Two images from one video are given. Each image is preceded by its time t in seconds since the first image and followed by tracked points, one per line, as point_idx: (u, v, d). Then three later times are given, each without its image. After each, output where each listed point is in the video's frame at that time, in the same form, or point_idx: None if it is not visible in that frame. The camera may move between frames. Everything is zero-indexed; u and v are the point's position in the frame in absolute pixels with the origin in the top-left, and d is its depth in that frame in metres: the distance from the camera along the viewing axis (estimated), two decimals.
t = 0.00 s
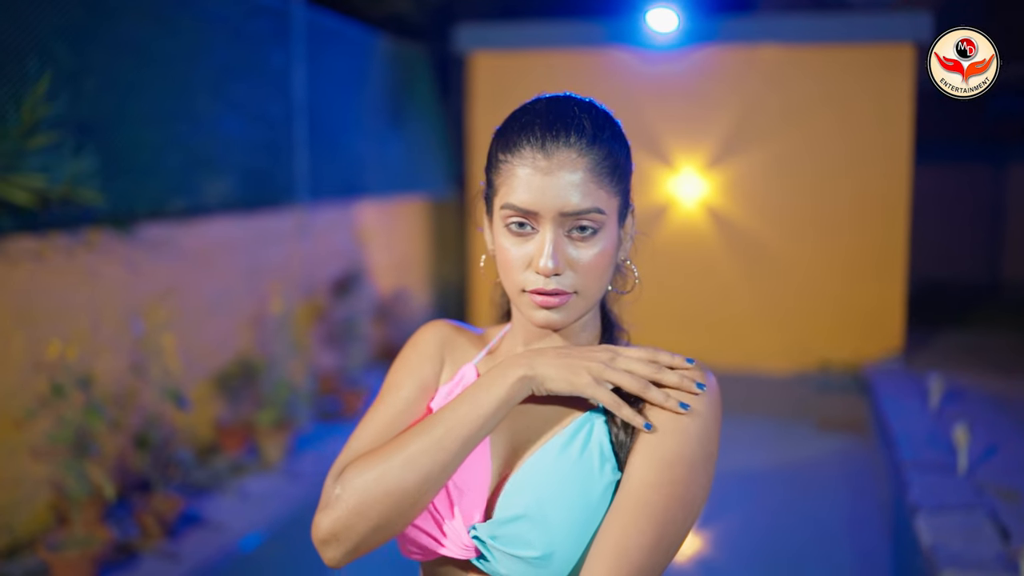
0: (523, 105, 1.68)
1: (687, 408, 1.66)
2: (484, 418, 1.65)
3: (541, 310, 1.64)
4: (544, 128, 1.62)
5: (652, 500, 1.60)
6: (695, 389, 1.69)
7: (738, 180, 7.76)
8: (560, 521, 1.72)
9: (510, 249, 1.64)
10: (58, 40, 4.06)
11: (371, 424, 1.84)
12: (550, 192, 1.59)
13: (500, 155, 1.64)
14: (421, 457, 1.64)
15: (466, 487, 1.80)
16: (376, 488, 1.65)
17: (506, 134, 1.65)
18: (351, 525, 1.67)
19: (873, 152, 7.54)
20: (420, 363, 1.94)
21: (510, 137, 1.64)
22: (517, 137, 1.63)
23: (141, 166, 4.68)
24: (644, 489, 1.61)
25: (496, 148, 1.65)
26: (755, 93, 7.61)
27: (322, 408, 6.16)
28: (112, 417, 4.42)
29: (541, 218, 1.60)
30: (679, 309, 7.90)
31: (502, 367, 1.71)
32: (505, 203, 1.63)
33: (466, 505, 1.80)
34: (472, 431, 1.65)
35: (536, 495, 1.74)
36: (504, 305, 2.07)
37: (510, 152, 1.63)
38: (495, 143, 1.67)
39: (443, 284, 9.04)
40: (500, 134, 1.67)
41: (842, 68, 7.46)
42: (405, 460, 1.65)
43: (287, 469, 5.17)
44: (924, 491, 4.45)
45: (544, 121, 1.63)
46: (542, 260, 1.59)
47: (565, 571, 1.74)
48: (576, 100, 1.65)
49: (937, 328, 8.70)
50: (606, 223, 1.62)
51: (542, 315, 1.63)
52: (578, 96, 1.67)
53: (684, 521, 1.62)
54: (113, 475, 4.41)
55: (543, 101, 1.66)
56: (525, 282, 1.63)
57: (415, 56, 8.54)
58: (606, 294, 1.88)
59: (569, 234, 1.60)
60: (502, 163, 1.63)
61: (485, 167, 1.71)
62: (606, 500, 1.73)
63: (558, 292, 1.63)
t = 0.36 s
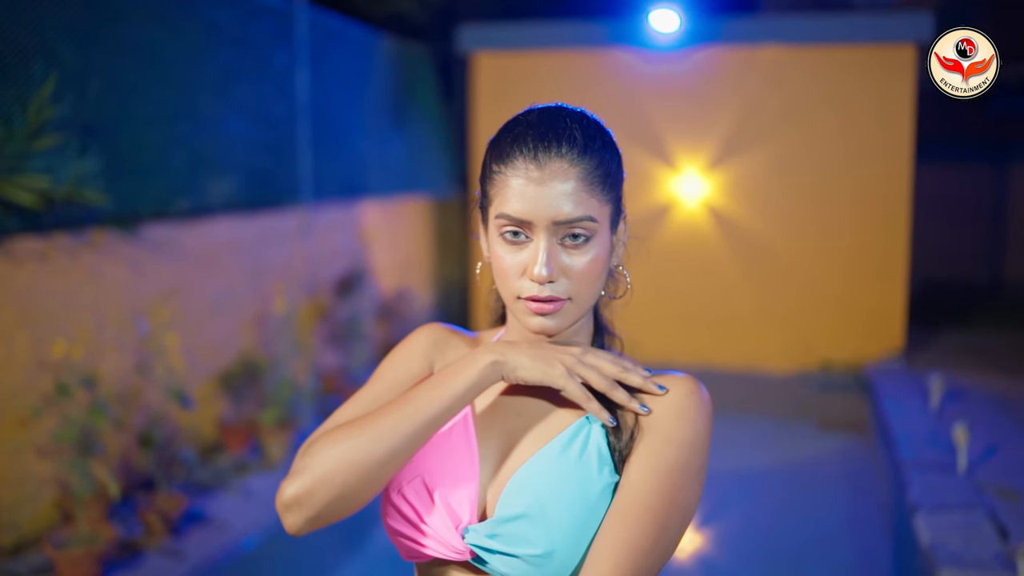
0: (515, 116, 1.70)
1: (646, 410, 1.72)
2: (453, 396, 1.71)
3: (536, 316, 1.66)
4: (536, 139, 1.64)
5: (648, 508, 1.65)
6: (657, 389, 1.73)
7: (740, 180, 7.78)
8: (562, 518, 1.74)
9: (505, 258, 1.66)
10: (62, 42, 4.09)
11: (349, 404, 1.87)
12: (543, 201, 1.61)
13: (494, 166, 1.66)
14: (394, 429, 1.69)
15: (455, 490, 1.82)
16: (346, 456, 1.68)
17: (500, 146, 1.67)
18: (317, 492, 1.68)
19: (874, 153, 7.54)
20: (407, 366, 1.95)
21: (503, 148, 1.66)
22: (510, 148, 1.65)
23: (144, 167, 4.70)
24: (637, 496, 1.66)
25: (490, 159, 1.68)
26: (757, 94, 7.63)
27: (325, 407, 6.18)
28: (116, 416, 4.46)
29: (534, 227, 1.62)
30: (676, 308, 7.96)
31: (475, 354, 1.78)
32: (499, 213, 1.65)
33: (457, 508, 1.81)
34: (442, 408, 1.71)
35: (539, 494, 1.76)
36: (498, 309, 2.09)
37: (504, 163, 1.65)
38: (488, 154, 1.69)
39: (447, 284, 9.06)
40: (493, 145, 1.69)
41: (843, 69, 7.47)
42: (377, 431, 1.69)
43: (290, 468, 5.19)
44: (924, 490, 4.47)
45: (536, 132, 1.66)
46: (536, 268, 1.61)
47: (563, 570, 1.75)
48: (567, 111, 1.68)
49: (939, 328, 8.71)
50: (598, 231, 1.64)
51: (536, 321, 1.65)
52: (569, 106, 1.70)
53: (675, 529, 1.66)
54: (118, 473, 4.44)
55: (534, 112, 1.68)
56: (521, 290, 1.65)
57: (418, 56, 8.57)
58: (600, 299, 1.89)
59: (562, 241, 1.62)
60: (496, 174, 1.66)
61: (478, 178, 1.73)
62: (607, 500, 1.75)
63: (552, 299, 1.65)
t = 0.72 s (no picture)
0: (512, 121, 1.73)
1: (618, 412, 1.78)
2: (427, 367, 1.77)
3: (535, 317, 1.69)
4: (534, 145, 1.67)
5: (656, 513, 1.70)
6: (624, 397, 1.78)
7: (742, 179, 7.79)
8: (571, 513, 1.75)
9: (505, 261, 1.68)
10: (66, 42, 4.13)
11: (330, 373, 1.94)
12: (541, 204, 1.64)
13: (493, 171, 1.69)
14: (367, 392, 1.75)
15: (459, 482, 1.83)
16: (318, 411, 1.73)
17: (499, 151, 1.69)
18: (287, 442, 1.73)
19: (875, 153, 7.56)
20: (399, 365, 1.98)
21: (502, 153, 1.69)
22: (509, 153, 1.67)
23: (147, 167, 4.73)
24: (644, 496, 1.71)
25: (489, 164, 1.70)
26: (757, 94, 7.65)
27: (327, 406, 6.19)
28: (120, 415, 4.48)
29: (533, 230, 1.64)
30: (677, 307, 7.99)
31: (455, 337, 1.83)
32: (499, 217, 1.67)
33: (461, 501, 1.82)
34: (415, 378, 1.77)
35: (546, 489, 1.77)
36: (497, 309, 2.10)
37: (503, 168, 1.67)
38: (487, 158, 1.71)
39: (449, 283, 9.08)
40: (491, 150, 1.71)
41: (843, 69, 7.49)
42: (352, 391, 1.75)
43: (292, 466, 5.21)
44: (922, 489, 4.49)
45: (533, 137, 1.68)
46: (535, 270, 1.64)
47: (574, 563, 1.76)
48: (563, 117, 1.71)
49: (940, 328, 8.72)
50: (596, 233, 1.67)
51: (536, 322, 1.69)
52: (565, 111, 1.73)
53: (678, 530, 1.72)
54: (121, 471, 4.46)
55: (532, 118, 1.71)
56: (521, 292, 1.67)
57: (420, 56, 8.59)
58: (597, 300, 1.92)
59: (560, 244, 1.65)
60: (495, 178, 1.68)
61: (478, 181, 1.75)
62: (615, 497, 1.78)
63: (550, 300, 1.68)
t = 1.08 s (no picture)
0: (512, 127, 1.77)
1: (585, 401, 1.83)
2: (408, 345, 1.83)
3: (535, 316, 1.72)
4: (534, 150, 1.71)
5: (667, 518, 1.74)
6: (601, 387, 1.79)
7: (741, 180, 7.82)
8: (584, 507, 1.76)
9: (506, 262, 1.72)
10: (71, 44, 4.17)
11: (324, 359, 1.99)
12: (541, 207, 1.67)
13: (495, 176, 1.72)
14: (349, 365, 1.80)
15: (467, 476, 1.84)
16: (301, 382, 1.79)
17: (500, 156, 1.73)
18: (269, 409, 1.78)
19: (875, 154, 7.59)
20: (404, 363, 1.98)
21: (502, 157, 1.73)
22: (510, 158, 1.71)
23: (150, 168, 4.77)
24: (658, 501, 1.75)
25: (490, 168, 1.74)
26: (756, 94, 7.69)
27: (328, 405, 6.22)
28: (124, 413, 4.53)
29: (533, 232, 1.68)
30: (676, 307, 8.03)
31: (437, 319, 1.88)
32: (499, 220, 1.71)
33: (470, 495, 1.83)
34: (398, 354, 1.83)
35: (558, 483, 1.79)
36: (497, 309, 2.13)
37: (503, 173, 1.71)
38: (487, 163, 1.75)
39: (450, 283, 9.11)
40: (491, 155, 1.75)
41: (845, 69, 7.51)
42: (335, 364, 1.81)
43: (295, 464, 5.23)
44: (920, 487, 4.53)
45: (533, 142, 1.72)
46: (536, 271, 1.67)
47: (585, 554, 1.78)
48: (560, 124, 1.75)
49: (939, 328, 8.76)
50: (594, 235, 1.70)
51: (536, 321, 1.72)
52: (562, 118, 1.77)
53: (693, 531, 1.76)
54: (124, 469, 4.50)
55: (531, 125, 1.75)
56: (522, 292, 1.70)
57: (420, 57, 8.62)
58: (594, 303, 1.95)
59: (560, 245, 1.68)
60: (496, 182, 1.72)
61: (479, 186, 1.79)
62: (630, 491, 1.78)
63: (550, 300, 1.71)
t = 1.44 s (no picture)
0: (517, 132, 1.81)
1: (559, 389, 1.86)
2: (400, 317, 1.79)
3: (542, 316, 1.76)
4: (540, 155, 1.75)
5: (683, 521, 1.79)
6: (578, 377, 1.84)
7: (741, 180, 7.87)
8: (600, 495, 1.75)
9: (513, 264, 1.76)
10: (77, 46, 4.21)
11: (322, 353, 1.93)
12: (547, 211, 1.72)
13: (502, 180, 1.77)
14: (342, 339, 1.75)
15: (481, 466, 1.78)
16: (294, 357, 1.73)
17: (506, 161, 1.78)
18: (262, 386, 1.72)
19: (875, 154, 7.62)
20: (411, 353, 1.90)
21: (509, 163, 1.77)
22: (516, 164, 1.76)
23: (155, 168, 4.81)
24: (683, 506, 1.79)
25: (498, 173, 1.78)
26: (756, 95, 7.73)
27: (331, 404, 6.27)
28: (130, 411, 4.57)
29: (540, 235, 1.72)
30: (677, 307, 8.08)
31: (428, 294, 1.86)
32: (507, 223, 1.75)
33: (483, 484, 1.77)
34: (391, 323, 1.79)
35: (572, 471, 1.76)
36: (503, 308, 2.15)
37: (510, 178, 1.76)
38: (494, 168, 1.80)
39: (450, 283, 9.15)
40: (498, 160, 1.80)
41: (846, 70, 7.55)
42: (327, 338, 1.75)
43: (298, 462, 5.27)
44: (917, 485, 4.58)
45: (539, 147, 1.77)
46: (542, 272, 1.71)
47: (598, 540, 1.77)
48: (564, 129, 1.80)
49: (938, 327, 8.81)
50: (597, 237, 1.75)
51: (543, 320, 1.76)
52: (566, 123, 1.82)
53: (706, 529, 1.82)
54: (130, 467, 4.55)
55: (537, 130, 1.80)
56: (529, 293, 1.74)
57: (421, 58, 8.67)
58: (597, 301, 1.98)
59: (565, 248, 1.73)
60: (503, 187, 1.76)
61: (486, 190, 1.83)
62: (642, 482, 1.80)
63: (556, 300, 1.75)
